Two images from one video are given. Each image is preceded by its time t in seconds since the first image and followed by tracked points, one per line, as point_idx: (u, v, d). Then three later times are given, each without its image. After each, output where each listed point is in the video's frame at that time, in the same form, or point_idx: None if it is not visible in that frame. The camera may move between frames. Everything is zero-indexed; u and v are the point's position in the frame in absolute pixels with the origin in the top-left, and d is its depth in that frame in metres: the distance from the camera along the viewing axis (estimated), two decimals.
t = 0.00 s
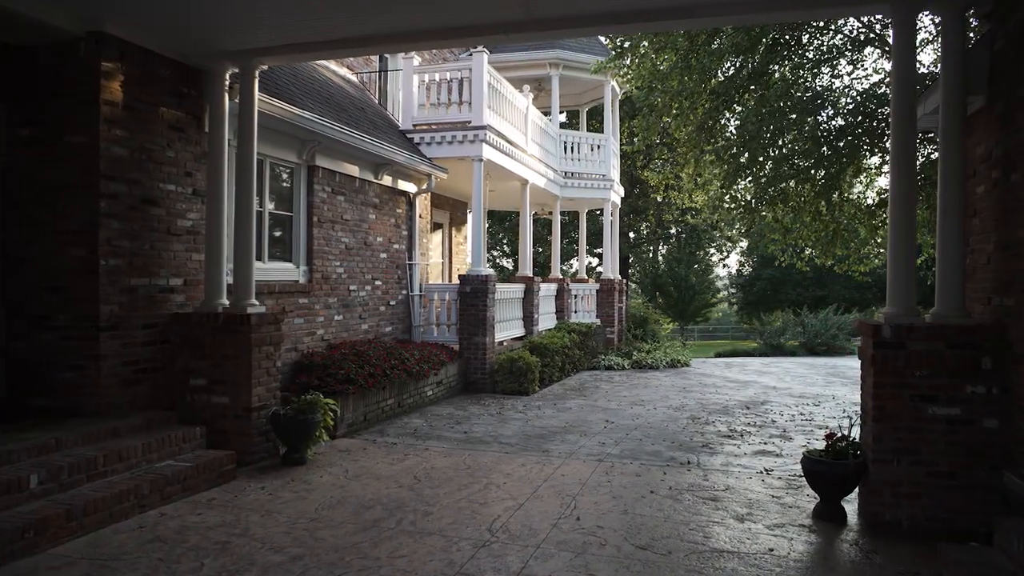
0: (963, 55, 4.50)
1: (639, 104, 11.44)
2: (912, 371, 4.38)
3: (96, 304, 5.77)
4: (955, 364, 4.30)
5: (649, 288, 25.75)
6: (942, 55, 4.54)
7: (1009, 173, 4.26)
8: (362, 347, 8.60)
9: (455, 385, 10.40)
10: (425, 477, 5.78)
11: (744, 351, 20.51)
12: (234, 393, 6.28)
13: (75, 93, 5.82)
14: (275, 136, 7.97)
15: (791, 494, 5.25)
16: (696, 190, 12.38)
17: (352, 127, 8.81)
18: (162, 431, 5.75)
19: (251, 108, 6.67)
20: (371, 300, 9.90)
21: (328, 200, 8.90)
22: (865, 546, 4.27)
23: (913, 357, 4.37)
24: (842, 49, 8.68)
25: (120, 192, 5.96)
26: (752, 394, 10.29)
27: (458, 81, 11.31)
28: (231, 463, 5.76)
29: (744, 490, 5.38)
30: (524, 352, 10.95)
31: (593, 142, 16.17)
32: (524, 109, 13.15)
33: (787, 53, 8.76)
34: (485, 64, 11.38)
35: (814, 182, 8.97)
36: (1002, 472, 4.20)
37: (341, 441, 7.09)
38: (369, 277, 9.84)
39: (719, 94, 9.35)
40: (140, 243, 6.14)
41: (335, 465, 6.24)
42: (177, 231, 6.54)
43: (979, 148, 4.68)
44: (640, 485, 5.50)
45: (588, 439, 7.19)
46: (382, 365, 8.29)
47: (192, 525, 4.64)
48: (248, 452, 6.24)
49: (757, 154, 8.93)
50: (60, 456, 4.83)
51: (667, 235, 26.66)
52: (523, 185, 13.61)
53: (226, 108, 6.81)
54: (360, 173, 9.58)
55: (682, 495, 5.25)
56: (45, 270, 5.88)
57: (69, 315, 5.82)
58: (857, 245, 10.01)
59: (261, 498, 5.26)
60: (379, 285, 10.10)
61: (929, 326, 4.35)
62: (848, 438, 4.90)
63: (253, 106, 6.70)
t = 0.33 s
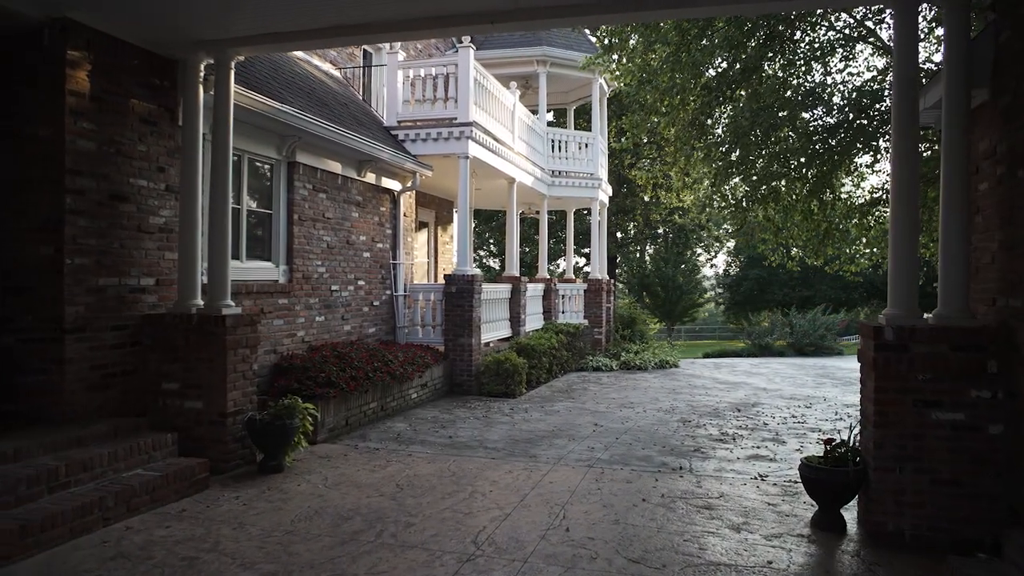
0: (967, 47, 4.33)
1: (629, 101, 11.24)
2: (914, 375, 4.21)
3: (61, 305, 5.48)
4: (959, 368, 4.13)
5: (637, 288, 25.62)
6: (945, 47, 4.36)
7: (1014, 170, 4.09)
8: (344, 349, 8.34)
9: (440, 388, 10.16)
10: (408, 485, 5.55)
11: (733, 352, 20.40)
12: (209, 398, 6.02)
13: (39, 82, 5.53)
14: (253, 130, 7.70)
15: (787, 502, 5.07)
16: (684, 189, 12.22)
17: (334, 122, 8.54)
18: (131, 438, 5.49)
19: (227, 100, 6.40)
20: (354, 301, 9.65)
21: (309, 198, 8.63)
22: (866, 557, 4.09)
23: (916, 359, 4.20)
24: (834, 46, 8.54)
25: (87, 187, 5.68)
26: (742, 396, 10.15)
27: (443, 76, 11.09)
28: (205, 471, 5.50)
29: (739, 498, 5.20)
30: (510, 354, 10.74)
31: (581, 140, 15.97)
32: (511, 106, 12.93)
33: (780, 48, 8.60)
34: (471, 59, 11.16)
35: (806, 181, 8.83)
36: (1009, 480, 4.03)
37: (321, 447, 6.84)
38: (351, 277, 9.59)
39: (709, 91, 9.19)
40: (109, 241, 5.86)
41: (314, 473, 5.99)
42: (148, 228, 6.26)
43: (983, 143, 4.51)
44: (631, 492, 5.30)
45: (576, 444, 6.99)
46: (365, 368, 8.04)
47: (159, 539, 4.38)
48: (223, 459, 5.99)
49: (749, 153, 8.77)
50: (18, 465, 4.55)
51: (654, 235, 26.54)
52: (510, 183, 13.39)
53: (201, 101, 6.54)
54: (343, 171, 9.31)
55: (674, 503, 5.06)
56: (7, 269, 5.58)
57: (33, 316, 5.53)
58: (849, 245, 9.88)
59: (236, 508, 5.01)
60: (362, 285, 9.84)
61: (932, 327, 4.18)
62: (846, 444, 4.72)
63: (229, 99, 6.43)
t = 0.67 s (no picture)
0: (972, 36, 4.16)
1: (618, 97, 11.06)
2: (918, 378, 4.04)
3: (23, 306, 5.19)
4: (965, 370, 3.97)
5: (623, 288, 25.48)
6: (949, 36, 4.19)
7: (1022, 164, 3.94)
8: (325, 351, 8.09)
9: (425, 391, 9.92)
10: (390, 493, 5.31)
11: (720, 352, 20.29)
12: (182, 403, 5.76)
13: None
14: (230, 124, 7.42)
15: (784, 510, 4.88)
16: (673, 189, 12.06)
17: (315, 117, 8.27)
18: (99, 446, 5.21)
19: (201, 91, 6.13)
20: (336, 301, 9.39)
21: (289, 195, 8.37)
22: (869, 569, 3.90)
23: (921, 361, 4.02)
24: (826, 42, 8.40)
25: (52, 181, 5.38)
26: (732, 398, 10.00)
27: (429, 72, 10.86)
28: (176, 480, 5.23)
29: (734, 505, 5.01)
30: (497, 355, 10.51)
31: (568, 139, 15.77)
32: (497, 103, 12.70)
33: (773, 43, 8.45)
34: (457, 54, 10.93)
35: (799, 179, 8.68)
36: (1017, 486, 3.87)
37: (300, 454, 6.58)
38: (334, 277, 9.33)
39: (700, 88, 9.02)
40: (75, 238, 5.57)
41: (292, 481, 5.74)
42: (118, 225, 5.98)
43: (989, 136, 4.34)
44: (623, 500, 5.10)
45: (565, 449, 6.78)
46: (346, 371, 7.78)
47: (125, 555, 4.12)
48: (197, 467, 5.72)
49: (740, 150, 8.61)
50: None
51: (641, 235, 26.40)
52: (496, 181, 13.17)
53: (174, 92, 6.26)
54: (325, 167, 9.05)
55: (668, 512, 4.86)
56: None
57: None
58: (839, 244, 9.76)
59: (208, 520, 4.76)
60: (345, 285, 9.58)
61: (937, 328, 4.01)
62: (846, 450, 4.54)
63: (204, 90, 6.16)
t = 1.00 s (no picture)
0: (979, 25, 4.00)
1: (607, 92, 10.86)
2: (923, 381, 3.87)
3: None
4: (971, 373, 3.81)
5: (610, 288, 25.37)
6: (955, 25, 4.02)
7: None
8: (305, 353, 7.83)
9: (409, 393, 9.69)
10: (371, 502, 5.08)
11: (707, 353, 20.19)
12: (152, 409, 5.50)
13: None
14: (204, 116, 7.14)
15: (782, 518, 4.70)
16: (661, 187, 11.89)
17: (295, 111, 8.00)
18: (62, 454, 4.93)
19: (173, 82, 5.85)
20: (317, 301, 9.13)
21: (268, 192, 8.10)
22: None
23: (926, 364, 3.86)
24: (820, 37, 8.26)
25: (13, 174, 5.09)
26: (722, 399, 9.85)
27: (413, 66, 10.61)
28: (145, 490, 4.95)
29: (730, 513, 4.82)
30: (483, 356, 10.30)
31: (554, 136, 15.57)
32: (483, 99, 12.46)
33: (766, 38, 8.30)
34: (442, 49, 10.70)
35: (791, 177, 8.53)
36: None
37: (278, 460, 6.33)
38: (315, 276, 9.07)
39: (691, 83, 8.84)
40: (39, 235, 5.28)
41: (269, 489, 5.49)
42: (85, 221, 5.69)
43: (996, 129, 4.18)
44: (615, 509, 4.90)
45: (554, 453, 6.58)
46: (327, 373, 7.53)
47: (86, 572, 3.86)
48: (168, 476, 5.47)
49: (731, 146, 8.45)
50: None
51: (627, 235, 26.27)
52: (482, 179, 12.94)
53: (145, 82, 5.98)
54: (306, 163, 8.78)
55: (662, 521, 4.67)
56: None
57: None
58: (830, 243, 9.62)
59: (178, 532, 4.50)
60: (326, 284, 9.32)
61: (942, 329, 3.84)
62: (846, 455, 4.37)
63: (177, 81, 5.89)
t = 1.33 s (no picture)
0: (986, 13, 3.84)
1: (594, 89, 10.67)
2: (930, 385, 3.70)
3: None
4: (980, 376, 3.65)
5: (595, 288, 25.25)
6: (964, 12, 3.86)
7: None
8: (284, 355, 7.56)
9: (392, 396, 9.44)
10: (351, 512, 4.84)
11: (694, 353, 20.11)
12: (120, 414, 5.22)
13: None
14: (178, 109, 6.85)
15: (779, 528, 4.52)
16: (649, 186, 11.74)
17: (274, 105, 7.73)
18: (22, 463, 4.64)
19: (144, 72, 5.56)
20: (297, 302, 8.86)
21: (246, 188, 7.82)
22: None
23: (932, 366, 3.69)
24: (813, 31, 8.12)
25: None
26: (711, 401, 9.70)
27: (397, 61, 10.37)
28: (110, 501, 4.68)
29: (725, 522, 4.64)
30: (468, 358, 10.08)
31: (540, 135, 15.37)
32: (468, 96, 12.22)
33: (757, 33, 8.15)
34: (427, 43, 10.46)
35: (782, 175, 8.38)
36: None
37: (255, 467, 6.07)
38: (295, 276, 8.80)
39: (681, 79, 8.67)
40: None
41: (243, 498, 5.23)
42: (49, 217, 5.39)
43: (1003, 122, 4.02)
44: (606, 518, 4.69)
45: (541, 458, 6.37)
46: (307, 376, 7.27)
47: None
48: (137, 485, 5.19)
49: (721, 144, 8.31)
50: None
51: (613, 234, 26.16)
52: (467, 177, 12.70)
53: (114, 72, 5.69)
54: (285, 159, 8.51)
55: (656, 531, 4.47)
56: None
57: None
58: (820, 241, 9.51)
59: (145, 547, 4.24)
60: (306, 284, 9.05)
61: (950, 330, 3.67)
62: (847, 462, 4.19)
63: (147, 70, 5.60)
